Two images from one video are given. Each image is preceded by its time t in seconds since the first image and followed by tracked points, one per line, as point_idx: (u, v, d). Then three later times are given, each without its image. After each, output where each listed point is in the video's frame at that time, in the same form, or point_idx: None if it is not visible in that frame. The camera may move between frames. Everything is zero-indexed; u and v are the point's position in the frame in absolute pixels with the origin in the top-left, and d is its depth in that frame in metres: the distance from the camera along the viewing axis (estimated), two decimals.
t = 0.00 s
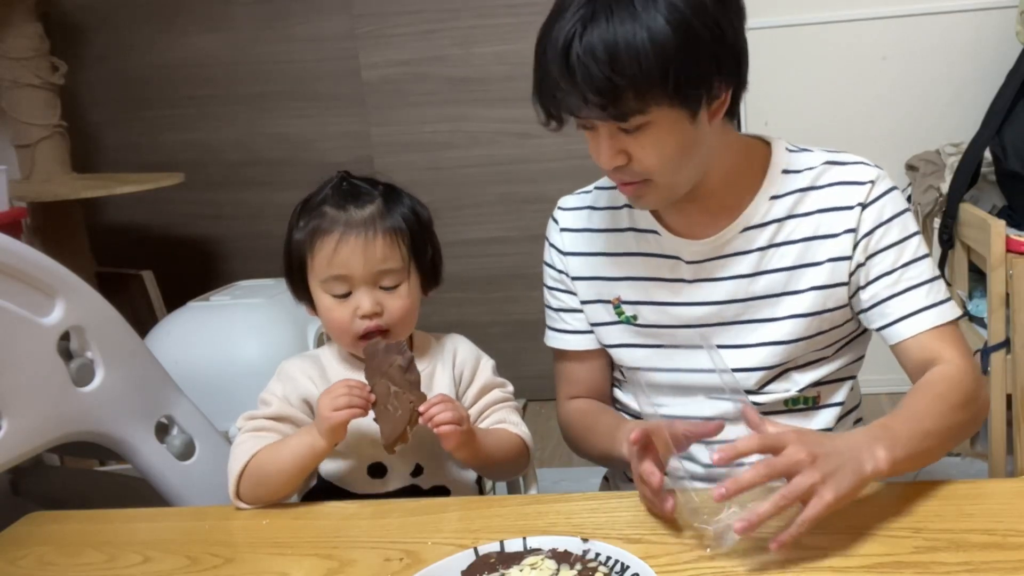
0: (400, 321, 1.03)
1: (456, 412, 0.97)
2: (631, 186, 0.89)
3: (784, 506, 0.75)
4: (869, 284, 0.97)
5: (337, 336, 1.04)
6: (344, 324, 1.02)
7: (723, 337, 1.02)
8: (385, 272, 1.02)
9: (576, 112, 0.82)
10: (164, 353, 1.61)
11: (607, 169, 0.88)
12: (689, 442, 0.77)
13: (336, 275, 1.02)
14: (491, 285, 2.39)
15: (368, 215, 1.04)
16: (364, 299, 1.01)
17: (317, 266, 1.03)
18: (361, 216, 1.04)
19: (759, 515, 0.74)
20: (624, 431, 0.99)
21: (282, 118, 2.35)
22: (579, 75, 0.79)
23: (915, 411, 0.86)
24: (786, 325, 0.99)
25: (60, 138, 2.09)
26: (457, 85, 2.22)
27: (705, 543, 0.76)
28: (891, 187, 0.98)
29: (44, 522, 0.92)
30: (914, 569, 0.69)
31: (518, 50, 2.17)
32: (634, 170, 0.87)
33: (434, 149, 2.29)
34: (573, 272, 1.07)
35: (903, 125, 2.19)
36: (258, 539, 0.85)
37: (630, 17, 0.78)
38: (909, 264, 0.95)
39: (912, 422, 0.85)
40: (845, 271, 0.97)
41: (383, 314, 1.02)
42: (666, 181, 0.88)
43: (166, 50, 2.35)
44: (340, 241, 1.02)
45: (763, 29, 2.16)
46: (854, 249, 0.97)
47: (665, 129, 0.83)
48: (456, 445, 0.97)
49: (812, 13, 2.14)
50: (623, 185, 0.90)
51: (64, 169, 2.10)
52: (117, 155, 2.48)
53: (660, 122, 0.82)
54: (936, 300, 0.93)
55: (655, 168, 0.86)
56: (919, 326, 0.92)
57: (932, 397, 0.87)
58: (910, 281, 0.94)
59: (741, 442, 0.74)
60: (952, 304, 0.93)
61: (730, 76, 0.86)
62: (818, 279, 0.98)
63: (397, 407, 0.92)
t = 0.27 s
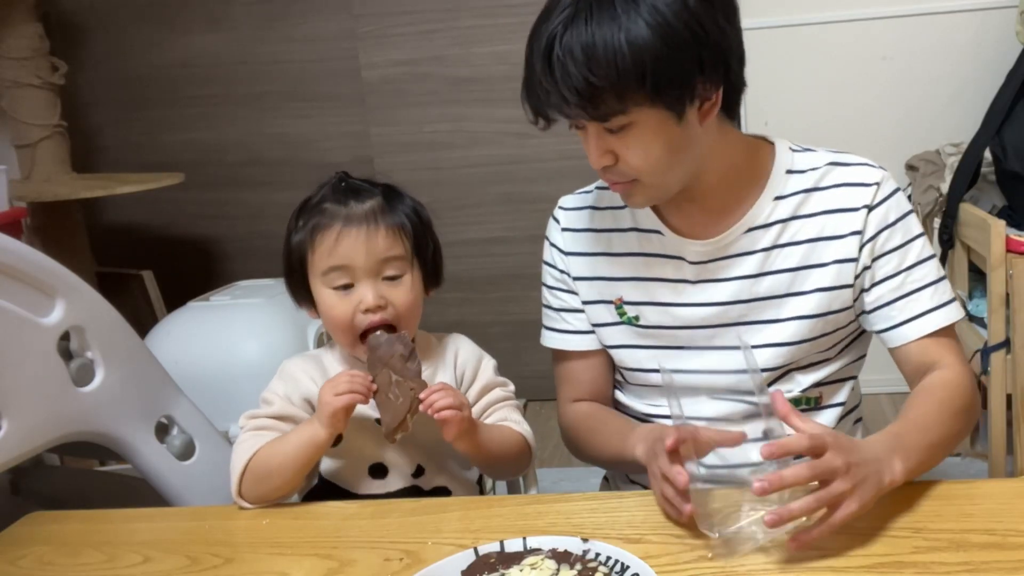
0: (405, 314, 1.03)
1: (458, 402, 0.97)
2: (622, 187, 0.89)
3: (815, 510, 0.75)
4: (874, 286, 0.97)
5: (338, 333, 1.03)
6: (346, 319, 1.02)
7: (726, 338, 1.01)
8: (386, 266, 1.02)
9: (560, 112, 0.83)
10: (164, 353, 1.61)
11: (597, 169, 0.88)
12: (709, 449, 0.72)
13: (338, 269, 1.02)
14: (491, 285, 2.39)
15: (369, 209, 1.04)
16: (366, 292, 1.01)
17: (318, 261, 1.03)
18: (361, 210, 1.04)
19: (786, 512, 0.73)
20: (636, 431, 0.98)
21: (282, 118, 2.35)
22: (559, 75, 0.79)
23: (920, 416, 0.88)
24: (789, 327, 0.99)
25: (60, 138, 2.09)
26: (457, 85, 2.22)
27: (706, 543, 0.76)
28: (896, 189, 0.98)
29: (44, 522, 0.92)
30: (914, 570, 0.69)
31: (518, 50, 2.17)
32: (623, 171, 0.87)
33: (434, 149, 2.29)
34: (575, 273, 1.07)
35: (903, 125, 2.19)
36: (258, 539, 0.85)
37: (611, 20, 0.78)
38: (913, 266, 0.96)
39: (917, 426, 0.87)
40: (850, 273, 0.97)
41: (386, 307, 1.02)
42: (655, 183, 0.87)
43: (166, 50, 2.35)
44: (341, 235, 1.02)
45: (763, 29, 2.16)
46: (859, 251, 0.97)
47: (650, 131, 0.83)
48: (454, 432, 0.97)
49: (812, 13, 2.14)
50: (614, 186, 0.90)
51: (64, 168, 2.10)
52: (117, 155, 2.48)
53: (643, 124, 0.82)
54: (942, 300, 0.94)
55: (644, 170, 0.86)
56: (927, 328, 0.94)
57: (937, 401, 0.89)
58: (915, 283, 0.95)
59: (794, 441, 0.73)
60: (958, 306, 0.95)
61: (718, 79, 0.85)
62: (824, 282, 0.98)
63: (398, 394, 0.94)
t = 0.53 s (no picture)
0: (405, 315, 1.03)
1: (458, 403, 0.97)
2: (620, 192, 0.89)
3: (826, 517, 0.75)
4: (876, 291, 0.98)
5: (337, 338, 1.04)
6: (343, 323, 1.02)
7: (727, 340, 1.01)
8: (384, 269, 1.02)
9: (556, 118, 0.83)
10: (164, 353, 1.61)
11: (595, 174, 0.88)
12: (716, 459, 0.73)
13: (335, 273, 1.02)
14: (491, 285, 2.39)
15: (364, 211, 1.04)
16: (364, 296, 1.01)
17: (315, 265, 1.03)
18: (357, 213, 1.04)
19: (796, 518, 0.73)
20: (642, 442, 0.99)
21: (282, 118, 2.35)
22: (557, 81, 0.80)
23: (921, 421, 0.90)
24: (791, 331, 0.99)
25: (60, 138, 2.09)
26: (457, 85, 2.23)
27: (705, 543, 0.76)
28: (898, 193, 0.99)
29: (44, 522, 0.92)
30: (914, 569, 0.69)
31: (518, 50, 2.17)
32: (621, 177, 0.86)
33: (434, 149, 2.29)
34: (577, 274, 1.07)
35: (903, 125, 2.19)
36: (258, 539, 0.85)
37: (609, 27, 0.78)
38: (915, 272, 0.96)
39: (917, 430, 0.88)
40: (853, 278, 0.97)
41: (385, 310, 1.02)
42: (653, 189, 0.87)
43: (166, 50, 2.35)
44: (337, 240, 1.02)
45: (763, 29, 2.16)
46: (863, 256, 0.97)
47: (648, 138, 0.83)
48: (452, 429, 0.97)
49: (812, 13, 2.14)
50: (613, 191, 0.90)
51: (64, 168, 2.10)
52: (117, 155, 2.48)
53: (640, 131, 0.82)
54: (943, 307, 0.96)
55: (642, 176, 0.85)
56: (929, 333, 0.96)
57: (937, 407, 0.91)
58: (916, 289, 0.96)
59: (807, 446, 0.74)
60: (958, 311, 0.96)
61: (717, 86, 0.85)
62: (827, 286, 0.98)
63: (397, 388, 0.96)
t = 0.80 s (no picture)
0: (405, 322, 1.04)
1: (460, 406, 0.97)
2: (622, 199, 0.89)
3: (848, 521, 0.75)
4: (877, 297, 0.99)
5: (339, 345, 1.04)
6: (345, 333, 1.02)
7: (728, 344, 1.01)
8: (384, 277, 1.02)
9: (559, 124, 0.83)
10: (164, 354, 1.61)
11: (596, 180, 0.88)
12: (715, 464, 0.73)
13: (335, 283, 1.01)
14: (491, 285, 2.39)
15: (362, 220, 1.03)
16: (365, 306, 1.01)
17: (314, 276, 1.03)
18: (354, 222, 1.03)
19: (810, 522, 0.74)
20: (640, 445, 0.99)
21: (282, 118, 2.35)
22: (560, 88, 0.80)
23: (923, 425, 0.93)
24: (793, 335, 0.99)
25: (60, 138, 2.09)
26: (457, 85, 2.22)
27: (705, 544, 0.76)
28: (900, 200, 0.99)
29: (44, 522, 0.92)
30: (913, 570, 0.70)
31: (518, 50, 2.17)
32: (623, 184, 0.87)
33: (434, 149, 2.29)
34: (577, 276, 1.06)
35: (903, 125, 2.19)
36: (259, 539, 0.85)
37: (613, 34, 0.78)
38: (916, 279, 0.97)
39: (920, 434, 0.91)
40: (855, 284, 0.97)
41: (386, 320, 1.02)
42: (656, 197, 0.87)
43: (166, 50, 2.35)
44: (335, 249, 1.01)
45: (763, 29, 2.16)
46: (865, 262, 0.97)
47: (650, 147, 0.82)
48: (450, 429, 0.97)
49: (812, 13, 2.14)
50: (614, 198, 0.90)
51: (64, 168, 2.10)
52: (117, 155, 2.48)
53: (643, 140, 0.82)
54: (941, 313, 0.97)
55: (643, 184, 0.85)
56: (930, 339, 0.97)
57: (938, 411, 0.94)
58: (916, 296, 0.97)
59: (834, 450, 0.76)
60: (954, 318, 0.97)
61: (722, 96, 0.84)
62: (829, 292, 0.98)
63: (395, 388, 0.96)
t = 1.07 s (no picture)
0: (405, 323, 1.04)
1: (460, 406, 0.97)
2: (624, 202, 0.89)
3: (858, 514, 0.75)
4: (877, 299, 0.99)
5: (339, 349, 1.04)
6: (345, 337, 1.02)
7: (729, 346, 1.01)
8: (383, 280, 1.02)
9: (562, 128, 0.83)
10: (163, 353, 1.61)
11: (598, 184, 0.88)
12: (717, 466, 0.74)
13: (334, 288, 1.01)
14: (491, 285, 2.39)
15: (358, 223, 1.03)
16: (365, 310, 1.01)
17: (313, 281, 1.03)
18: (351, 226, 1.03)
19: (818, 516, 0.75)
20: (640, 445, 0.99)
21: (282, 118, 2.35)
22: (565, 93, 0.80)
23: (922, 427, 0.93)
24: (794, 337, 0.99)
25: (60, 138, 2.09)
26: (457, 85, 2.22)
27: (705, 543, 0.76)
28: (901, 202, 0.99)
29: (44, 522, 0.92)
30: (913, 570, 0.70)
31: (518, 50, 2.17)
32: (625, 188, 0.86)
33: (434, 149, 2.29)
34: (577, 278, 1.06)
35: (903, 125, 2.19)
36: (259, 539, 0.85)
37: (620, 39, 0.78)
38: (916, 281, 0.98)
39: (918, 435, 0.91)
40: (857, 286, 0.97)
41: (386, 322, 1.02)
42: (658, 201, 0.87)
43: (166, 50, 2.35)
44: (334, 254, 1.01)
45: (763, 29, 2.15)
46: (867, 265, 0.97)
47: (654, 153, 0.82)
48: (450, 429, 0.97)
49: (812, 13, 2.14)
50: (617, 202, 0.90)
51: (64, 168, 2.10)
52: (116, 155, 2.48)
53: (647, 146, 0.82)
54: (940, 316, 0.97)
55: (646, 188, 0.85)
56: (930, 341, 0.97)
57: (935, 414, 0.94)
58: (916, 299, 0.97)
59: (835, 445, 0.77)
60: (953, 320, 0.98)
61: (727, 103, 0.84)
62: (830, 295, 0.98)
63: (396, 388, 0.95)
